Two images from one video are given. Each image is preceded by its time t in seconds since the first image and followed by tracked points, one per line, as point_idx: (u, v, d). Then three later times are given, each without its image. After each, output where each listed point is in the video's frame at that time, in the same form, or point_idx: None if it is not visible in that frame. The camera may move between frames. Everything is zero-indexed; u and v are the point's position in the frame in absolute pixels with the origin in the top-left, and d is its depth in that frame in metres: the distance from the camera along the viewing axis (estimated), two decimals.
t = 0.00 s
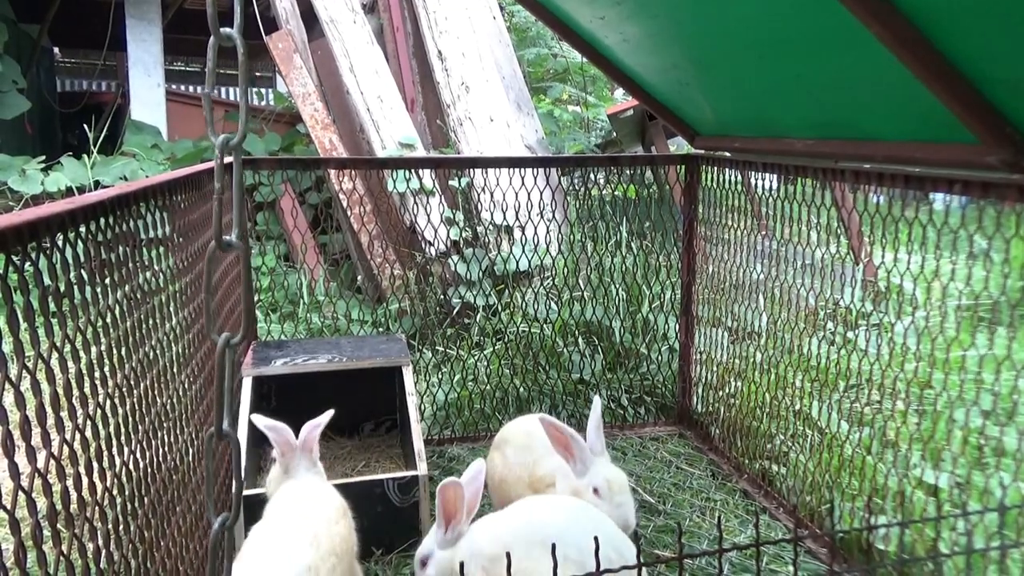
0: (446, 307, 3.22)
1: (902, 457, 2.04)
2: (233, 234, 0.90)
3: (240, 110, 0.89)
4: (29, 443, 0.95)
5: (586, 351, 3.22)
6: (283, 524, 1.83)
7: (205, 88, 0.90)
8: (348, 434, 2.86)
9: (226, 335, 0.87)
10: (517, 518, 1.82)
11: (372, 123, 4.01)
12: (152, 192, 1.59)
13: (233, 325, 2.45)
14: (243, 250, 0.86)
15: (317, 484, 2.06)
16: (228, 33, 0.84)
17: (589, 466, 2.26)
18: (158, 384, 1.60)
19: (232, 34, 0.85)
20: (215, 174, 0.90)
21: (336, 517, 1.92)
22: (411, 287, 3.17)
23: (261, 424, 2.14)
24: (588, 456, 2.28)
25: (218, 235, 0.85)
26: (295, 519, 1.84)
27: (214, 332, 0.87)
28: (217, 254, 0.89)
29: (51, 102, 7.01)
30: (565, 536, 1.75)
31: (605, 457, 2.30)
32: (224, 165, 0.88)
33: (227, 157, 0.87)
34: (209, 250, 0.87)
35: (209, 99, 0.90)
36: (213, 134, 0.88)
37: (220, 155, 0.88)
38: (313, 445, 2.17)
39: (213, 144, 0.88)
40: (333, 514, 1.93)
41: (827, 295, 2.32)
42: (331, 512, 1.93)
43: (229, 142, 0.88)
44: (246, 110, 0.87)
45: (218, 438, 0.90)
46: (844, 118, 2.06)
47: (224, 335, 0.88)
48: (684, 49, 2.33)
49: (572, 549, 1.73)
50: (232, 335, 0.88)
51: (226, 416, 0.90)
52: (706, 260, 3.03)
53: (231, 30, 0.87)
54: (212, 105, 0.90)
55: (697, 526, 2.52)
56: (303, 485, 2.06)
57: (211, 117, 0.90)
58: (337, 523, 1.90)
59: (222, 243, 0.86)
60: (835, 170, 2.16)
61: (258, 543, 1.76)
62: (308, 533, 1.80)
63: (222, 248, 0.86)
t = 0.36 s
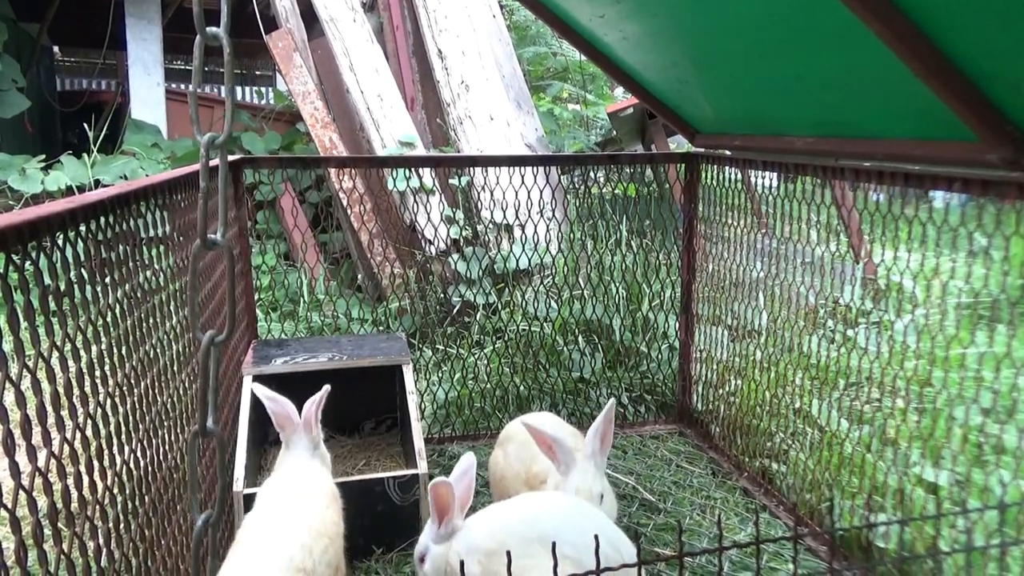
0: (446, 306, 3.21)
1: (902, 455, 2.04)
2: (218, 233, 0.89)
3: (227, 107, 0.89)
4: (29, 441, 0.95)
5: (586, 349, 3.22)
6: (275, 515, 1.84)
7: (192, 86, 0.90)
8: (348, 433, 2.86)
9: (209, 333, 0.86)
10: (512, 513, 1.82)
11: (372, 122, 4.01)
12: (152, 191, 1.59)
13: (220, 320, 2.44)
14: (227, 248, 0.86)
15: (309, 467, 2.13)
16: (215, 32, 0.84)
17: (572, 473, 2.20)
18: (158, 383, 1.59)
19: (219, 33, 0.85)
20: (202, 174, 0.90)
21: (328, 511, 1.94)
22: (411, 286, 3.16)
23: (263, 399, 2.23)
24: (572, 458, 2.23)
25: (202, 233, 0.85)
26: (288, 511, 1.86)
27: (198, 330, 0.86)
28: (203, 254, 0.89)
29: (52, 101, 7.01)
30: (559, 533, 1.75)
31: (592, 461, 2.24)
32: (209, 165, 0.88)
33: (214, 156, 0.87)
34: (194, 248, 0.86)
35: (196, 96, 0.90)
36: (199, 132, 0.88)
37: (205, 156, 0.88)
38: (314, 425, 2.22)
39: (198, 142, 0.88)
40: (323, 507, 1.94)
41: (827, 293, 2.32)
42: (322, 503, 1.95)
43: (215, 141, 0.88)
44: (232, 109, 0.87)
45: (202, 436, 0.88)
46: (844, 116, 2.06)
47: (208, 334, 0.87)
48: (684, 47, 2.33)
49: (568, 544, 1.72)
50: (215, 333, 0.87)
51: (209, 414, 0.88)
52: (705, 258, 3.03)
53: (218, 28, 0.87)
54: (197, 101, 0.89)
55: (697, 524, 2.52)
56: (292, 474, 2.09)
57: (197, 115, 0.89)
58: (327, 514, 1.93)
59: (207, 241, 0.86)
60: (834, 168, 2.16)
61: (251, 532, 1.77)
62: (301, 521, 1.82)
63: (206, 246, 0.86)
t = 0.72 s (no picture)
0: (446, 305, 3.19)
1: (903, 454, 2.04)
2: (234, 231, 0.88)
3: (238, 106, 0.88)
4: (30, 440, 0.95)
5: (586, 348, 3.22)
6: (285, 486, 1.95)
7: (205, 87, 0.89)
8: (350, 433, 2.86)
9: (225, 330, 0.86)
10: (514, 512, 1.83)
11: (373, 121, 4.01)
12: (153, 191, 1.59)
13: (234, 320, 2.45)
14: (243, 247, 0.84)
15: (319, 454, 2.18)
16: (228, 32, 0.84)
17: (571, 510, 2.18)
18: (158, 382, 1.59)
19: (232, 33, 0.85)
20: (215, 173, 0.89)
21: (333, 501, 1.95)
22: (411, 286, 3.15)
23: (267, 394, 2.25)
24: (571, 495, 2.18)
25: (218, 232, 0.83)
26: (296, 480, 1.97)
27: (214, 328, 0.85)
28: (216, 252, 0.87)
29: (52, 101, 7.02)
30: (558, 529, 1.75)
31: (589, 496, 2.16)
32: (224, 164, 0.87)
33: (228, 156, 0.86)
34: (209, 248, 0.84)
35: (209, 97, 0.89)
36: (212, 132, 0.87)
37: (219, 153, 0.87)
38: (324, 416, 2.27)
39: (212, 142, 0.87)
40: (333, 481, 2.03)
41: (828, 292, 2.32)
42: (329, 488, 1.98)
43: (228, 140, 0.86)
44: (245, 108, 0.86)
45: (217, 434, 0.88)
46: (845, 115, 2.06)
47: (224, 331, 0.86)
48: (684, 46, 2.33)
49: (567, 541, 1.72)
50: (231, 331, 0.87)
51: (224, 412, 0.87)
52: (706, 257, 3.03)
53: (231, 28, 0.86)
54: (211, 102, 0.88)
55: (698, 523, 2.52)
56: (305, 453, 2.17)
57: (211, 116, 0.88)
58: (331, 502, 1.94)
59: (221, 240, 0.85)
60: (835, 168, 2.16)
61: (262, 501, 1.90)
62: (309, 489, 1.93)
63: (221, 245, 0.84)
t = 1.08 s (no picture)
0: (447, 304, 3.21)
1: (904, 454, 2.04)
2: (243, 233, 0.89)
3: (250, 107, 0.90)
4: (32, 437, 0.95)
5: (587, 347, 3.22)
6: (296, 490, 1.92)
7: (217, 88, 0.91)
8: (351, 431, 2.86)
9: (237, 330, 0.86)
10: (512, 511, 1.82)
11: (375, 120, 4.02)
12: (155, 189, 1.59)
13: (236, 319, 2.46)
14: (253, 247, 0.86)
15: (321, 446, 2.17)
16: (239, 34, 0.85)
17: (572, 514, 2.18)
18: (159, 379, 1.59)
19: (243, 34, 0.86)
20: (229, 171, 0.91)
21: (345, 496, 1.95)
22: (412, 284, 3.17)
23: (266, 378, 2.25)
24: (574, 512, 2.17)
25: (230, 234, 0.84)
26: (307, 485, 1.93)
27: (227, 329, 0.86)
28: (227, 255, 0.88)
29: (53, 98, 7.01)
30: (558, 528, 1.76)
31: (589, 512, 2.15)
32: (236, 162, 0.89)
33: (238, 154, 0.88)
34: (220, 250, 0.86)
35: (221, 97, 0.91)
36: (224, 132, 0.88)
37: (230, 153, 0.88)
38: (331, 406, 2.27)
39: (223, 141, 0.88)
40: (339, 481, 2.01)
41: (829, 292, 2.32)
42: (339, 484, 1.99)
43: (241, 140, 0.88)
44: (256, 109, 0.87)
45: (231, 434, 0.88)
46: (847, 115, 2.06)
47: (235, 332, 0.87)
48: (686, 45, 2.33)
49: (567, 540, 1.73)
50: (244, 331, 0.87)
51: (239, 412, 0.88)
52: (708, 256, 3.03)
53: (241, 28, 0.88)
54: (222, 102, 0.91)
55: (699, 523, 2.52)
56: (310, 444, 2.18)
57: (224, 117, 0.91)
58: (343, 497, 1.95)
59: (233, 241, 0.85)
60: (837, 167, 2.16)
61: (276, 509, 1.86)
62: (321, 495, 1.90)
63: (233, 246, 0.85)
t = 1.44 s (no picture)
0: (448, 303, 3.21)
1: (904, 454, 2.04)
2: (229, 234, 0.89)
3: (237, 106, 0.90)
4: (32, 435, 0.95)
5: (588, 347, 3.22)
6: (287, 496, 1.91)
7: (201, 83, 0.91)
8: (351, 430, 2.87)
9: (220, 333, 0.86)
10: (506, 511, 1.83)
11: (375, 119, 4.01)
12: (156, 188, 1.60)
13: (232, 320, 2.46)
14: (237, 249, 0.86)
15: (321, 450, 2.18)
16: (225, 33, 0.85)
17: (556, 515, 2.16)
18: (160, 379, 1.59)
19: (229, 34, 0.86)
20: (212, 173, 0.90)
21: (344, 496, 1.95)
22: (413, 283, 3.18)
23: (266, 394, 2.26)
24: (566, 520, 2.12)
25: (213, 233, 0.85)
26: (299, 490, 1.93)
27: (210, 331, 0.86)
28: (212, 254, 0.88)
29: (54, 97, 7.01)
30: (555, 528, 1.77)
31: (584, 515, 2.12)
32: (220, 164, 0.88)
33: (224, 154, 0.88)
34: (204, 250, 0.86)
35: (208, 96, 0.90)
36: (210, 132, 0.88)
37: (215, 154, 0.88)
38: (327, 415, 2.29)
39: (208, 141, 0.88)
40: (332, 487, 2.01)
41: (829, 292, 2.31)
42: (334, 489, 2.00)
43: (225, 140, 0.88)
44: (243, 110, 0.87)
45: (213, 439, 0.88)
46: (847, 115, 2.06)
47: (218, 334, 0.87)
48: (686, 45, 2.33)
49: (567, 539, 1.74)
50: (227, 334, 0.87)
51: (221, 417, 0.88)
52: (708, 256, 3.03)
53: (229, 28, 0.88)
54: (208, 101, 0.89)
55: (699, 522, 2.52)
56: (306, 450, 2.18)
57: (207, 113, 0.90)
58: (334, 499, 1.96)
59: (217, 241, 0.86)
60: (837, 167, 2.16)
61: (268, 512, 1.85)
62: (313, 500, 1.90)
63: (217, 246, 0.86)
